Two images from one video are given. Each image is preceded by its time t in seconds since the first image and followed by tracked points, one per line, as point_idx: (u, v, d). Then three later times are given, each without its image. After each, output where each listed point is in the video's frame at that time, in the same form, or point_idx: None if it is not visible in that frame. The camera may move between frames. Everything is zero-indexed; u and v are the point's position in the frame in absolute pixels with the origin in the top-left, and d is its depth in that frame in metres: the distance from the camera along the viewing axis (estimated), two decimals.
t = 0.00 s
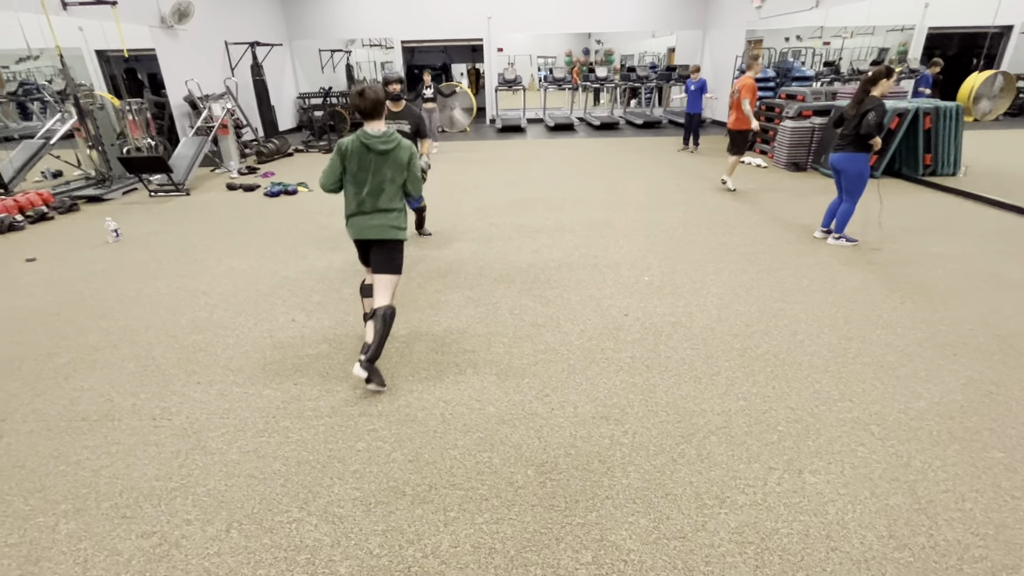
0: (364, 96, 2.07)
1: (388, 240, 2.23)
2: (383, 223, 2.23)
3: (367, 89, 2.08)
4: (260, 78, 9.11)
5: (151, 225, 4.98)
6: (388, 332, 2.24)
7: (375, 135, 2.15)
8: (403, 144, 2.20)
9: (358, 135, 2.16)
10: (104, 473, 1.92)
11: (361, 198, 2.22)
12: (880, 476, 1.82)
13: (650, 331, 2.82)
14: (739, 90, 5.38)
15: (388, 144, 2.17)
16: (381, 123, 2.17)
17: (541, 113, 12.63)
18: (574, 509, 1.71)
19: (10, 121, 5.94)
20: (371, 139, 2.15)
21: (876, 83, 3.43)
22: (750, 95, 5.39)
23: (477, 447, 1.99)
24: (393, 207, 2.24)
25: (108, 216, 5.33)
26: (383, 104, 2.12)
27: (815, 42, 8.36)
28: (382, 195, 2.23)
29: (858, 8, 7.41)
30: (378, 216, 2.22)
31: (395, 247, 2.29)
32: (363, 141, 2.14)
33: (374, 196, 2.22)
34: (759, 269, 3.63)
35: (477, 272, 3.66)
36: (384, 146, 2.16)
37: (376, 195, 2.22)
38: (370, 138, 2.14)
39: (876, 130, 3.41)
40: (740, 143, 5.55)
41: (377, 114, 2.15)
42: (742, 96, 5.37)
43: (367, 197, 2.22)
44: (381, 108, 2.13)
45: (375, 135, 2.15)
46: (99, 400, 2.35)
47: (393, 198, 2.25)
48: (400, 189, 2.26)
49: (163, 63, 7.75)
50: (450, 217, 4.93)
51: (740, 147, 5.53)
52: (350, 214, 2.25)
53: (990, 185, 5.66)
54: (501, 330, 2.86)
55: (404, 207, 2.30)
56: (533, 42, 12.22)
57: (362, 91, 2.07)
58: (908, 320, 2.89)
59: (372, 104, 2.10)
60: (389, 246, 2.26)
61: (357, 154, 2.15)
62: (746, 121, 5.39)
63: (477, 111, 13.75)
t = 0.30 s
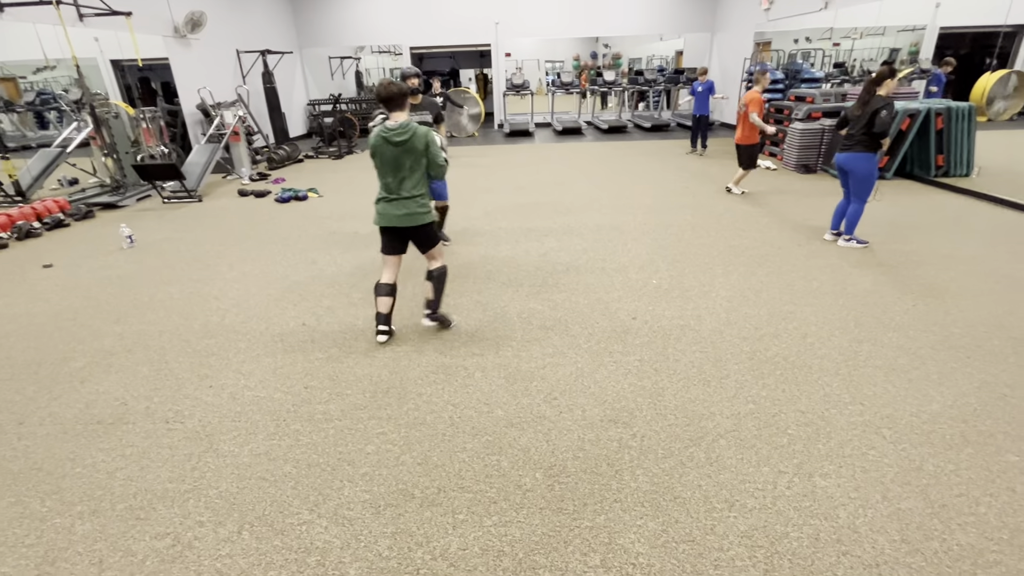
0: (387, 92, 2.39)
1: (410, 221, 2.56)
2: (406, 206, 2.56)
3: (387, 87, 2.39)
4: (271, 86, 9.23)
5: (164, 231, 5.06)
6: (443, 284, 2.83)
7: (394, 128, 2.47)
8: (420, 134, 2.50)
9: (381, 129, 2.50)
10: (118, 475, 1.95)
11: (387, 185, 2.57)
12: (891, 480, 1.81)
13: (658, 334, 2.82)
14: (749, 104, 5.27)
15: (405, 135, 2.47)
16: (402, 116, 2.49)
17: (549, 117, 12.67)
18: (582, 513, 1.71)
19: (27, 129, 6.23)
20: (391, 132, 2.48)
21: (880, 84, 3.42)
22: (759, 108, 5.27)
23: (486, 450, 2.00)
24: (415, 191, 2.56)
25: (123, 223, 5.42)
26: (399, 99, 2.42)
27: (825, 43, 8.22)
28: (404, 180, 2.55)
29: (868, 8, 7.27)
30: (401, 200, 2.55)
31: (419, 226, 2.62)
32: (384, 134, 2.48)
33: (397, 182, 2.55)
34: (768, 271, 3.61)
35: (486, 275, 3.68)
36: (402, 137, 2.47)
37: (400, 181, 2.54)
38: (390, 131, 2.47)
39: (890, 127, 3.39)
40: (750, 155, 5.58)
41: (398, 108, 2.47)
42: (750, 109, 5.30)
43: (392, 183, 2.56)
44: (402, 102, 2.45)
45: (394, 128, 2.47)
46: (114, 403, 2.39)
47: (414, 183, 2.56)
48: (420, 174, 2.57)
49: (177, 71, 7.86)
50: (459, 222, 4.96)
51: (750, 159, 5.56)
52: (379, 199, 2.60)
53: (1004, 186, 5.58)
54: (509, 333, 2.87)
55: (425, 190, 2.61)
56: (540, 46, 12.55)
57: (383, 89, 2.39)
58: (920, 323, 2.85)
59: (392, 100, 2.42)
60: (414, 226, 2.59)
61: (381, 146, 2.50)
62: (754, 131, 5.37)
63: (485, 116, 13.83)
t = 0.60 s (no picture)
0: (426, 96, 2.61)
1: (440, 215, 2.79)
2: (435, 201, 2.77)
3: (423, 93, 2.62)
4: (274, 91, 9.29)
5: (169, 237, 5.09)
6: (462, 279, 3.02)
7: (428, 129, 2.70)
8: (451, 136, 2.74)
9: (415, 129, 2.72)
10: (121, 480, 1.96)
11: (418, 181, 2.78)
12: (894, 483, 1.79)
13: (660, 337, 2.81)
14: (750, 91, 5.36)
15: (438, 135, 2.71)
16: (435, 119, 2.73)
17: (551, 121, 12.66)
18: (583, 516, 1.71)
19: (35, 136, 6.18)
20: (425, 132, 2.70)
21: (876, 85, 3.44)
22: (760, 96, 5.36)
23: (487, 453, 2.00)
24: (444, 187, 2.79)
25: (128, 228, 5.46)
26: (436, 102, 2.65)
27: (828, 43, 8.25)
28: (434, 178, 2.77)
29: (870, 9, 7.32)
30: (432, 195, 2.77)
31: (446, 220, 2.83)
32: (419, 134, 2.70)
33: (428, 179, 2.77)
34: (771, 273, 3.59)
35: (487, 279, 3.67)
36: (436, 138, 2.70)
37: (430, 178, 2.77)
38: (424, 132, 2.70)
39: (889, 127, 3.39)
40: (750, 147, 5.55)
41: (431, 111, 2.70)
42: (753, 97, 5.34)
43: (423, 180, 2.77)
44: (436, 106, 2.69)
45: (428, 129, 2.70)
46: (117, 408, 2.40)
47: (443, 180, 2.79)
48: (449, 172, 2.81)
49: (181, 78, 7.93)
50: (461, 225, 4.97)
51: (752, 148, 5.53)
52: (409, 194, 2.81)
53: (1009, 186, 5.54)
54: (511, 336, 2.87)
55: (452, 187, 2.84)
56: (541, 50, 12.08)
57: (420, 93, 2.61)
58: (924, 324, 2.83)
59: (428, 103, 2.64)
60: (442, 220, 2.81)
61: (415, 145, 2.71)
62: (758, 120, 5.36)
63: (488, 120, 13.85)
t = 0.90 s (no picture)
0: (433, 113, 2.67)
1: (444, 226, 2.87)
2: (439, 214, 2.86)
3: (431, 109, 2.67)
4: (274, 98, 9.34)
5: (167, 243, 5.10)
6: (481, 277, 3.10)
7: (434, 144, 2.76)
8: (456, 150, 2.77)
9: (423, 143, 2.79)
10: (113, 487, 1.96)
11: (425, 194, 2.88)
12: (887, 489, 1.79)
13: (654, 342, 2.81)
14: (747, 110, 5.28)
15: (442, 151, 2.75)
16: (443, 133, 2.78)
17: (550, 125, 12.72)
18: (574, 523, 1.71)
19: (35, 143, 6.20)
20: (430, 147, 2.77)
21: (867, 89, 3.48)
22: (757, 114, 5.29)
23: (479, 460, 2.00)
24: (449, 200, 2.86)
25: (127, 235, 5.47)
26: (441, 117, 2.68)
27: (826, 48, 8.24)
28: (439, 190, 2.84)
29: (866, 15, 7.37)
30: (436, 208, 2.85)
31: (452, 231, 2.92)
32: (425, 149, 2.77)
33: (433, 193, 2.85)
34: (766, 278, 3.60)
35: (484, 284, 3.68)
36: (440, 153, 2.75)
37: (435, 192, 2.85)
38: (429, 147, 2.76)
39: (879, 129, 3.41)
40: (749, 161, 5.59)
41: (439, 126, 2.75)
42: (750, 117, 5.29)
43: (428, 193, 2.86)
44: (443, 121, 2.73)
45: (433, 144, 2.76)
46: (111, 415, 2.40)
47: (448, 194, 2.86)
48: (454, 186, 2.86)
49: (180, 85, 7.97)
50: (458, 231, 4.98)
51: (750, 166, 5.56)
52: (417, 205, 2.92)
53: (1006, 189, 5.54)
54: (505, 342, 2.87)
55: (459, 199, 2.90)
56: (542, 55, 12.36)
57: (427, 109, 2.67)
58: (919, 329, 2.83)
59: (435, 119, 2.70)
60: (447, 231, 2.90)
61: (421, 159, 2.80)
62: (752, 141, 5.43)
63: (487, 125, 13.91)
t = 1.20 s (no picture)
0: (462, 119, 2.71)
1: (435, 220, 2.97)
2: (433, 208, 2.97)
3: (461, 116, 2.72)
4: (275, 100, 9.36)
5: (168, 246, 5.11)
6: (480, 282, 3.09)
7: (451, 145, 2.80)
8: (464, 159, 2.77)
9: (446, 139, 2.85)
10: (113, 491, 1.96)
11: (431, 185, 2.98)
12: (888, 493, 1.78)
13: (655, 344, 2.80)
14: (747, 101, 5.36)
15: (452, 155, 2.78)
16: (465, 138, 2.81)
17: (551, 127, 12.71)
18: (573, 528, 1.70)
19: (39, 147, 6.18)
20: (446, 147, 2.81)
21: (870, 90, 3.45)
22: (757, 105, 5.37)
23: (479, 464, 2.00)
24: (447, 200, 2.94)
25: (129, 238, 5.49)
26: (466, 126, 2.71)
27: (827, 48, 8.23)
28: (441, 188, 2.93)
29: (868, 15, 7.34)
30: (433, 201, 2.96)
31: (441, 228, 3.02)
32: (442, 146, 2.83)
33: (435, 187, 2.94)
34: (768, 280, 3.58)
35: (484, 287, 3.67)
36: (450, 156, 2.79)
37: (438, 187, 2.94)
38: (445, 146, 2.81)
39: (881, 132, 3.39)
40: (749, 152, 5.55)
41: (463, 131, 2.78)
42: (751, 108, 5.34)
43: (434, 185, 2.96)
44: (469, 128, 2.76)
45: (449, 145, 2.80)
46: (111, 419, 2.40)
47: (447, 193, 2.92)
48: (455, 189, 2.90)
49: (182, 88, 8.00)
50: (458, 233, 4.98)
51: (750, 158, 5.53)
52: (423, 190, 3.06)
53: (1009, 190, 5.52)
54: (505, 345, 2.87)
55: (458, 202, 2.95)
56: (544, 57, 12.23)
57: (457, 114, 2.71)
58: (921, 330, 2.82)
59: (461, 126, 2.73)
60: (436, 226, 3.02)
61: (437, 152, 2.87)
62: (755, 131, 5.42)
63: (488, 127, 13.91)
